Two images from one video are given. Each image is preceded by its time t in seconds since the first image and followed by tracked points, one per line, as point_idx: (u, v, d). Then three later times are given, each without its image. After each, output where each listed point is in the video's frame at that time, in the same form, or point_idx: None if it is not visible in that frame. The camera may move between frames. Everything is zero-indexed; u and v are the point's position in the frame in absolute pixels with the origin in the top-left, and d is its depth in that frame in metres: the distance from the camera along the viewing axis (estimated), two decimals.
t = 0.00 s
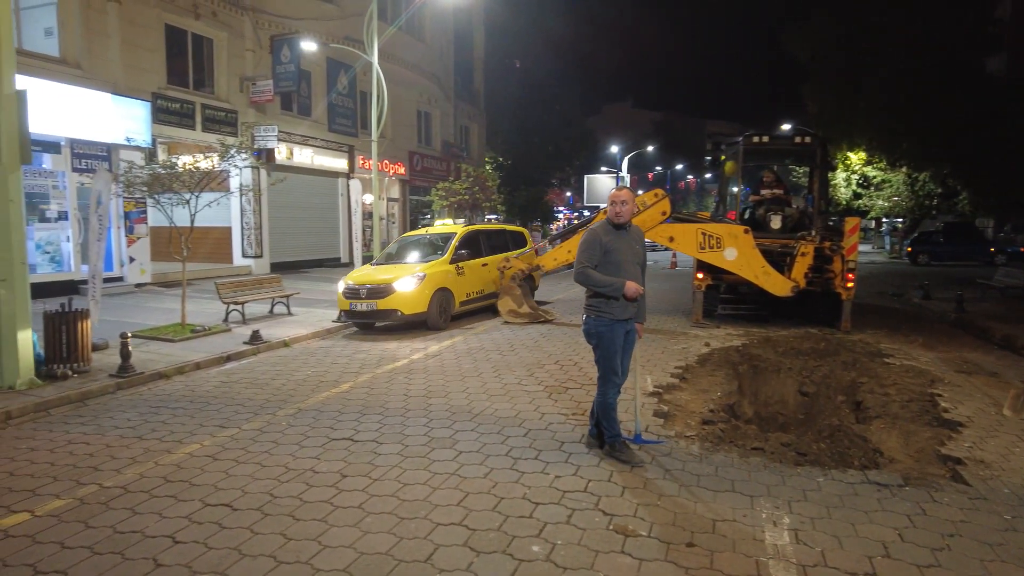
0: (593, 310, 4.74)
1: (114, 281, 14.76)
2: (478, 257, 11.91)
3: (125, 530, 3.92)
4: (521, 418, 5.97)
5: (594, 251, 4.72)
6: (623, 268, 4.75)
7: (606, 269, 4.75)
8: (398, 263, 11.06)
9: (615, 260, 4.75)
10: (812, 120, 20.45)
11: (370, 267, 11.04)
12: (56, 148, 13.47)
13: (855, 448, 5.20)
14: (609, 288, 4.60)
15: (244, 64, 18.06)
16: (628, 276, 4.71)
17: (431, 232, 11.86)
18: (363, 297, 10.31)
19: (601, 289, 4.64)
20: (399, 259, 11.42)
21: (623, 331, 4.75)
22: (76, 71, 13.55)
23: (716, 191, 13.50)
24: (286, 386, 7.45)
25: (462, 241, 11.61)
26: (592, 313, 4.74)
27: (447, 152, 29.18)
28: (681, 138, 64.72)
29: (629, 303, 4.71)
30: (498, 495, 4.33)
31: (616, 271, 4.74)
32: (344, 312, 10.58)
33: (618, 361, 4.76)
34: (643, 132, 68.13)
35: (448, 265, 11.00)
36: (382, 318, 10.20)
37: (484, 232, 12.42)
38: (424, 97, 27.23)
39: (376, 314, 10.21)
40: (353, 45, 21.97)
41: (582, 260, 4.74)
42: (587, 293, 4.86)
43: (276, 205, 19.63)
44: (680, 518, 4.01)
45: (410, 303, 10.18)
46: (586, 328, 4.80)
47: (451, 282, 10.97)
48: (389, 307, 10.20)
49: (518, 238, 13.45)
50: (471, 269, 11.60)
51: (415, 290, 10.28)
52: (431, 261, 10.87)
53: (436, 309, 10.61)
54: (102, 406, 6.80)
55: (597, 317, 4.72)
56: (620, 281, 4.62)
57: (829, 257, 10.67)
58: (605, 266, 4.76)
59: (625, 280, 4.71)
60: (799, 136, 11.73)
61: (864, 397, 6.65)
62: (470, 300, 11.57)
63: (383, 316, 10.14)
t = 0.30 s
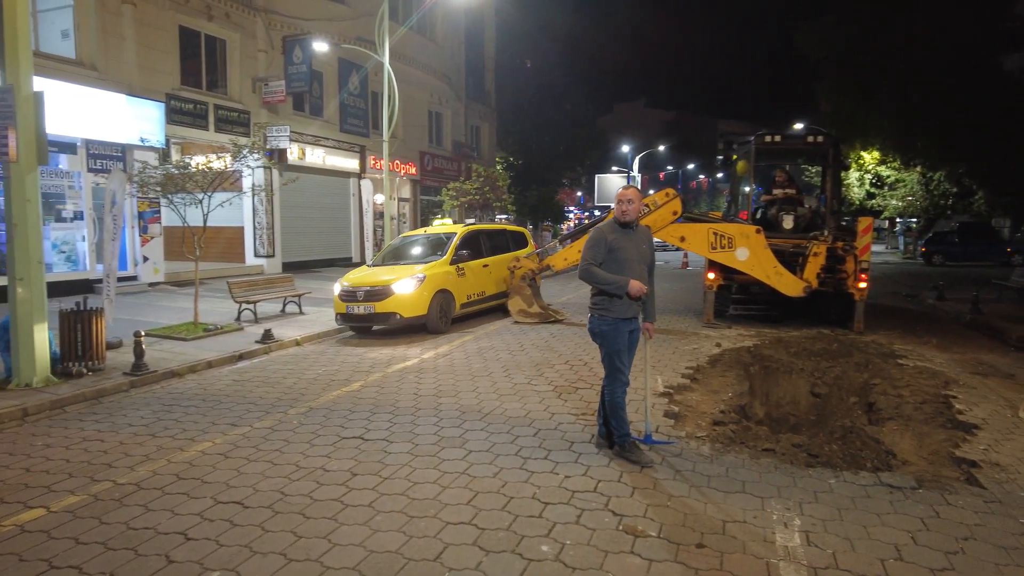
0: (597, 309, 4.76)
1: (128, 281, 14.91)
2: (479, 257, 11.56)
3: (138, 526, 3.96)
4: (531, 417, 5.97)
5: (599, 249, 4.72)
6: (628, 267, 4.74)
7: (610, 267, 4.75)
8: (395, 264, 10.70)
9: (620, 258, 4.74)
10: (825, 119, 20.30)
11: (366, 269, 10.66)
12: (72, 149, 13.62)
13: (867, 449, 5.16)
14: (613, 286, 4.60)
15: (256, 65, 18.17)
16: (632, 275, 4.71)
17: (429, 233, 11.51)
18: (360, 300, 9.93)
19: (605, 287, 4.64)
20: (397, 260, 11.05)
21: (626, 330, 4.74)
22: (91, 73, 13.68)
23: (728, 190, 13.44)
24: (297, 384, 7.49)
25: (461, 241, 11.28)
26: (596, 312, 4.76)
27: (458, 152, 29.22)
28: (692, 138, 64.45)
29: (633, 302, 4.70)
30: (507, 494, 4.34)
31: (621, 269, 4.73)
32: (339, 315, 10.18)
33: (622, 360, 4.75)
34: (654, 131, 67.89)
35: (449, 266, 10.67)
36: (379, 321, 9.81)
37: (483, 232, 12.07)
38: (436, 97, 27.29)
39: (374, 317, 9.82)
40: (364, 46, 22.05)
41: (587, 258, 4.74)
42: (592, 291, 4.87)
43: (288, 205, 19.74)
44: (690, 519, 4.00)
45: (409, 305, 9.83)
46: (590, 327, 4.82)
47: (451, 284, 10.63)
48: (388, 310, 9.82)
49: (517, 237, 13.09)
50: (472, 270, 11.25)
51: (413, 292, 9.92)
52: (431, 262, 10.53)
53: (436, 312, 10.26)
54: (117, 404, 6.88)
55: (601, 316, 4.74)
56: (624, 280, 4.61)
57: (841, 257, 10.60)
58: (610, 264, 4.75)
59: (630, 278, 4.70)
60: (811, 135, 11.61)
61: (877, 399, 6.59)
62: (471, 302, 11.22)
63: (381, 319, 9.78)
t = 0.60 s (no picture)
0: (597, 309, 4.75)
1: (136, 281, 15.01)
2: (473, 259, 11.11)
3: (142, 527, 3.98)
4: (534, 418, 5.98)
5: (599, 248, 4.73)
6: (629, 266, 4.73)
7: (610, 266, 4.74)
8: (385, 267, 10.26)
9: (620, 257, 4.74)
10: (832, 118, 20.19)
11: (355, 272, 10.22)
12: (81, 150, 13.72)
13: (872, 451, 5.13)
14: (612, 285, 4.60)
15: (263, 66, 18.24)
16: (632, 273, 4.69)
17: (420, 235, 11.04)
18: (349, 304, 9.52)
19: (604, 286, 4.64)
20: (387, 263, 10.58)
21: (627, 331, 4.72)
22: (99, 75, 13.76)
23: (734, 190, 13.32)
24: (301, 385, 7.52)
25: (455, 243, 10.82)
26: (597, 312, 4.75)
27: (464, 152, 29.26)
28: (699, 137, 64.31)
29: (633, 301, 4.69)
30: (509, 496, 4.34)
31: (621, 269, 4.73)
32: (329, 320, 9.75)
33: (623, 361, 4.73)
34: (661, 131, 67.82)
35: (442, 269, 10.23)
36: (370, 327, 9.36)
37: (478, 233, 11.62)
38: (442, 97, 27.34)
39: (364, 323, 9.39)
40: (370, 47, 22.11)
41: (587, 257, 4.75)
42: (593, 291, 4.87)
43: (295, 205, 19.83)
44: (692, 521, 3.99)
45: (400, 310, 9.38)
46: (591, 327, 4.82)
47: (444, 287, 10.17)
48: (378, 315, 9.37)
49: (512, 239, 12.62)
50: (466, 273, 10.80)
51: (405, 296, 9.47)
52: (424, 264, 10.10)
53: (429, 316, 9.82)
54: (123, 404, 6.93)
55: (601, 317, 4.73)
56: (623, 278, 4.61)
57: (848, 257, 10.49)
58: (610, 264, 4.75)
59: (629, 277, 4.69)
60: (818, 134, 11.49)
61: (882, 400, 6.55)
62: (466, 306, 10.76)
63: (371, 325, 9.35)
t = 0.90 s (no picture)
0: (597, 310, 4.74)
1: (136, 282, 15.02)
2: (464, 261, 10.59)
3: (138, 529, 3.98)
4: (533, 420, 5.98)
5: (598, 248, 4.72)
6: (627, 266, 4.73)
7: (609, 266, 4.73)
8: (371, 270, 9.69)
9: (618, 257, 4.73)
10: (832, 118, 20.18)
11: (339, 276, 9.64)
12: (81, 151, 13.72)
13: (870, 452, 5.13)
14: (611, 286, 4.60)
15: (262, 67, 18.24)
16: (630, 273, 4.69)
17: (407, 236, 10.48)
18: (333, 309, 8.95)
19: (603, 286, 4.64)
20: (371, 266, 9.99)
21: (626, 331, 4.72)
22: (99, 76, 13.77)
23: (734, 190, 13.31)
24: (300, 386, 7.53)
25: (444, 244, 10.28)
26: (597, 313, 4.74)
27: (464, 152, 29.27)
28: (699, 136, 64.32)
29: (632, 302, 4.69)
30: (505, 498, 4.34)
31: (620, 269, 4.72)
32: (310, 325, 9.17)
33: (623, 362, 4.73)
34: (661, 130, 67.86)
35: (433, 271, 9.71)
36: (356, 332, 8.80)
37: (467, 234, 11.09)
38: (441, 98, 27.35)
39: (350, 328, 8.83)
40: (370, 48, 22.11)
41: (586, 257, 4.74)
42: (592, 291, 4.86)
43: (295, 206, 19.84)
44: (688, 522, 3.99)
45: (389, 314, 8.84)
46: (591, 329, 4.81)
47: (434, 291, 9.65)
48: (366, 321, 8.81)
49: (502, 239, 12.11)
50: (456, 275, 10.28)
51: (394, 300, 8.92)
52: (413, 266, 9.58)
53: (419, 321, 9.31)
54: (122, 406, 6.93)
55: (601, 318, 4.73)
56: (622, 278, 4.61)
57: (847, 257, 10.46)
58: (609, 264, 4.74)
59: (628, 278, 4.69)
60: (818, 135, 11.48)
61: (881, 400, 6.55)
62: (456, 310, 10.25)
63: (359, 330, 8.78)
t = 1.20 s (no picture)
0: (596, 310, 4.72)
1: (130, 282, 14.96)
2: (449, 263, 10.24)
3: (128, 530, 3.96)
4: (526, 420, 5.97)
5: (597, 248, 4.69)
6: (625, 265, 4.73)
7: (608, 265, 4.72)
8: (352, 271, 9.31)
9: (616, 256, 4.72)
10: (827, 118, 20.24)
11: (318, 278, 9.25)
12: (74, 151, 13.67)
13: (863, 451, 5.13)
14: (611, 286, 4.60)
15: (258, 66, 18.19)
16: (628, 272, 4.70)
17: (390, 236, 10.10)
18: (313, 313, 8.58)
19: (604, 286, 4.62)
20: (352, 268, 9.61)
21: (626, 331, 4.72)
22: (93, 76, 13.72)
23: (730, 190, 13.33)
24: (293, 386, 7.50)
25: (429, 245, 9.93)
26: (596, 313, 4.72)
27: (460, 152, 29.26)
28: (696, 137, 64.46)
29: (631, 301, 4.70)
30: (498, 498, 4.32)
31: (618, 268, 4.72)
32: (289, 329, 8.79)
33: (623, 362, 4.73)
34: (658, 131, 67.97)
35: (418, 273, 9.36)
36: (338, 338, 8.44)
37: (452, 234, 10.73)
38: (438, 98, 27.35)
39: (331, 334, 8.46)
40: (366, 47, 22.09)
41: (584, 257, 4.71)
42: (589, 291, 4.85)
43: (290, 206, 19.78)
44: (681, 522, 3.98)
45: (372, 319, 8.49)
46: (590, 329, 4.77)
47: (420, 293, 9.31)
48: (348, 325, 8.45)
49: (488, 240, 11.77)
50: (442, 277, 9.92)
51: (377, 303, 8.57)
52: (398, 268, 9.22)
53: (404, 325, 8.97)
54: (114, 407, 6.89)
55: (601, 318, 4.70)
56: (622, 278, 4.62)
57: (842, 257, 10.49)
58: (607, 263, 4.72)
59: (626, 277, 4.70)
60: (813, 135, 11.51)
61: (875, 400, 6.56)
62: (442, 314, 9.91)
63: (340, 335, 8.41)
